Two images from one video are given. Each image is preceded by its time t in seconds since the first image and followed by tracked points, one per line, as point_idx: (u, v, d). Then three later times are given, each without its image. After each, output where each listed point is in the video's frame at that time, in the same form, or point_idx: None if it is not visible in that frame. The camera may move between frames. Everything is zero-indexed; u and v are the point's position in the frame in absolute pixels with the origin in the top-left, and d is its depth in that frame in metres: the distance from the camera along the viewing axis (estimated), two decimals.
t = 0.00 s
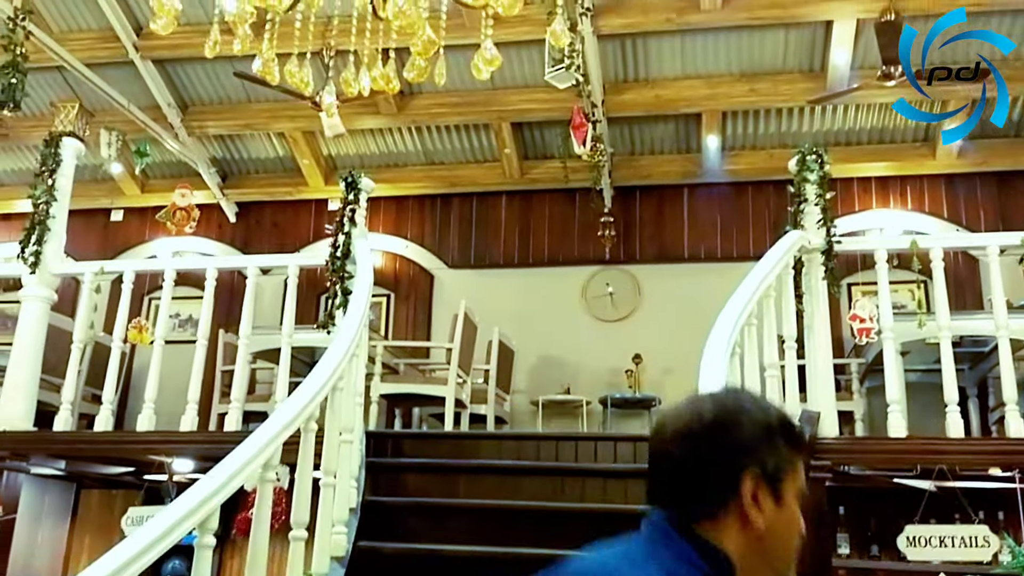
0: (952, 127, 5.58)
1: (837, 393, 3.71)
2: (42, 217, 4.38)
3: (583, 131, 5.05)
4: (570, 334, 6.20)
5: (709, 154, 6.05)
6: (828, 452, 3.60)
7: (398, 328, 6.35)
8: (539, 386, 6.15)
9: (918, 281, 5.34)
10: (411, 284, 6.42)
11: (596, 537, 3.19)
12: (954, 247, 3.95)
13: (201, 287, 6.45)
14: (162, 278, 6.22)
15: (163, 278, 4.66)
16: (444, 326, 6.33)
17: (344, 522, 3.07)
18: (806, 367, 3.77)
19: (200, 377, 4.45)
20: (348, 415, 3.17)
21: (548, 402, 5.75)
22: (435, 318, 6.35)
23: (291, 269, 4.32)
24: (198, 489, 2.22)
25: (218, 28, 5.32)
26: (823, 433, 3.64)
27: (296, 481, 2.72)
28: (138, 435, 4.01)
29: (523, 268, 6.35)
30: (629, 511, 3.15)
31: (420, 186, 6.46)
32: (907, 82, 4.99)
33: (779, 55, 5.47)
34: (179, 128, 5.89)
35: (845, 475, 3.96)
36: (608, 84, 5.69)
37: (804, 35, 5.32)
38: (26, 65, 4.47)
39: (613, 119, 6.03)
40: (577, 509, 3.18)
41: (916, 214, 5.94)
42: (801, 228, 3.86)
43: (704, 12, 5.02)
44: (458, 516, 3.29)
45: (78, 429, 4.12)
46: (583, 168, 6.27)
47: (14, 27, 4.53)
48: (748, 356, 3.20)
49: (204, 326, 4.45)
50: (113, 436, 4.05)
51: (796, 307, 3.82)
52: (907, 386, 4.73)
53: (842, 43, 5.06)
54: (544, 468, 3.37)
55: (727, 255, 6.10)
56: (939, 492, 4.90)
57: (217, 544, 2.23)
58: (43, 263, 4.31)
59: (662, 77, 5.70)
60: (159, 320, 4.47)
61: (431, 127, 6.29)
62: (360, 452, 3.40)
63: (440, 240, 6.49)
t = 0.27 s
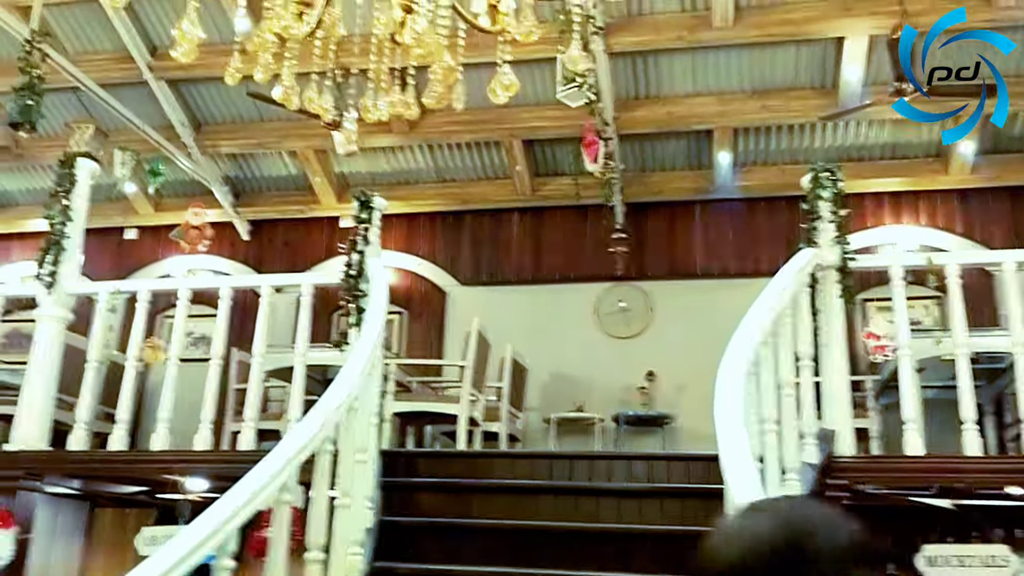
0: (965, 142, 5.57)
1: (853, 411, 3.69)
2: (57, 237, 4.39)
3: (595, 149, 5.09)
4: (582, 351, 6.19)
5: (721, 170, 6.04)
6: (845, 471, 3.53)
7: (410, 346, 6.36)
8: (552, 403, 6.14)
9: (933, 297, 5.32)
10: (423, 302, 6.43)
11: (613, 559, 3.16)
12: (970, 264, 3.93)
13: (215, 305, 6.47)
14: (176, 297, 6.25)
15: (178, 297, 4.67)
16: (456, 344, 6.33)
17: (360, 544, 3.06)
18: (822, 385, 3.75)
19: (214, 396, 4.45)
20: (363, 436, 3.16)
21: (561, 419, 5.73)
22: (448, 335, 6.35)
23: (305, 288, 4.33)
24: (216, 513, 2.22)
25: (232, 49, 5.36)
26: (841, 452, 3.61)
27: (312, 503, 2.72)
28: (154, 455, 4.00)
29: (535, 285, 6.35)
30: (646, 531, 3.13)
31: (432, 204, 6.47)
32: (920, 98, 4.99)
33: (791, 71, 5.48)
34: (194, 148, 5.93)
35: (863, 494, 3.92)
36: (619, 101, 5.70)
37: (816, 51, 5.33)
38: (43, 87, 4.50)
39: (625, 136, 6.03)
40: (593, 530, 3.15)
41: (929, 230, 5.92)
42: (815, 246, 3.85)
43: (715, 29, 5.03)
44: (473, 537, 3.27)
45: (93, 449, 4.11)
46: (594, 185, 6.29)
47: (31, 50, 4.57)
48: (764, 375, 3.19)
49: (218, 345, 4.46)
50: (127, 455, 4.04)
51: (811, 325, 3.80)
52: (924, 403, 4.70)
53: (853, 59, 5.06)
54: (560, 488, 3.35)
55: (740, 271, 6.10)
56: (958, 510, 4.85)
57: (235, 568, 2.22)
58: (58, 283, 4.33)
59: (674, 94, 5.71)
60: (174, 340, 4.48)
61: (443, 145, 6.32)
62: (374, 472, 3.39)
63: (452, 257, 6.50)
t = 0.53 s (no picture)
0: (991, 160, 5.53)
1: (884, 434, 3.65)
2: (88, 265, 4.45)
3: (620, 172, 5.10)
4: (607, 374, 6.18)
5: (745, 191, 6.04)
6: (877, 494, 3.48)
7: (435, 370, 6.37)
8: (577, 426, 6.12)
9: (962, 317, 5.28)
10: (448, 326, 6.45)
11: None
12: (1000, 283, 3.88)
13: (242, 330, 6.52)
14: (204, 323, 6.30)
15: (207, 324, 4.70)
16: (481, 368, 6.34)
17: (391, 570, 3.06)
18: (852, 407, 3.72)
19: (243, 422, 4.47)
20: (394, 461, 3.17)
21: (587, 442, 5.71)
22: (473, 359, 6.36)
23: (332, 314, 4.36)
24: (251, 540, 2.24)
25: (258, 78, 5.43)
26: (873, 475, 3.57)
27: (344, 530, 2.72)
28: (184, 481, 4.02)
29: (559, 308, 6.36)
30: (679, 556, 3.11)
31: (455, 229, 6.50)
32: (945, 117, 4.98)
33: (814, 92, 5.47)
34: (221, 176, 6.01)
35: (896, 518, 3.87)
36: (642, 124, 5.72)
37: (839, 71, 5.32)
38: (74, 118, 4.57)
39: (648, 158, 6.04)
40: (625, 555, 3.12)
41: (958, 249, 5.87)
42: (843, 267, 3.82)
43: (738, 51, 5.04)
44: (504, 563, 3.26)
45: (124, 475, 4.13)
46: (618, 208, 6.30)
47: (62, 82, 4.64)
48: (794, 399, 3.17)
49: (247, 371, 4.49)
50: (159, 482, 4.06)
51: (841, 347, 3.77)
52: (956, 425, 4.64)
53: (875, 80, 5.09)
54: (590, 513, 3.32)
55: (766, 292, 6.07)
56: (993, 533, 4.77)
57: None
58: (90, 311, 4.37)
59: (697, 116, 5.71)
60: (204, 366, 4.51)
61: (466, 169, 6.35)
62: (405, 498, 3.39)
63: (476, 281, 6.52)
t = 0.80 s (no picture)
0: (1015, 175, 5.48)
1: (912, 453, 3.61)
2: (115, 290, 4.49)
3: (641, 192, 5.10)
4: (630, 393, 6.16)
5: (766, 209, 6.04)
6: (906, 515, 3.45)
7: (457, 391, 6.38)
8: (600, 446, 6.09)
9: (989, 333, 5.23)
10: (469, 346, 6.46)
11: None
12: None
13: (266, 353, 6.55)
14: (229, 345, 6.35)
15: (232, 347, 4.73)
16: (504, 388, 6.34)
17: None
18: (879, 427, 3.68)
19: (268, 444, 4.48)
20: (419, 483, 3.17)
21: (611, 462, 5.69)
22: (495, 380, 6.36)
23: (355, 336, 4.37)
24: (279, 565, 2.24)
25: (281, 103, 5.49)
26: (902, 495, 3.51)
27: (371, 553, 2.72)
28: (210, 503, 4.03)
29: (581, 328, 6.35)
30: None
31: (477, 250, 6.52)
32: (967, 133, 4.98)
33: (834, 109, 5.46)
34: (244, 200, 6.07)
35: (926, 538, 3.83)
36: (662, 143, 5.73)
37: (860, 88, 5.30)
38: (101, 145, 4.63)
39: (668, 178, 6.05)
40: None
41: (985, 266, 5.82)
42: (868, 285, 3.79)
43: (757, 70, 5.05)
44: None
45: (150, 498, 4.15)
46: (639, 227, 6.30)
47: (88, 109, 4.71)
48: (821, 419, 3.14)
49: (272, 394, 4.50)
50: (184, 504, 4.07)
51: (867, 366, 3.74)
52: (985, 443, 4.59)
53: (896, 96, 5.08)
54: (615, 534, 3.30)
55: (789, 310, 6.05)
56: None
57: None
58: (116, 335, 4.40)
59: (717, 134, 5.72)
60: (228, 389, 4.53)
61: (487, 191, 6.38)
62: (430, 521, 3.39)
63: (498, 302, 6.53)
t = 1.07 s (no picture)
0: None
1: (928, 478, 3.58)
2: (132, 317, 4.51)
3: (653, 217, 5.12)
4: (643, 418, 6.15)
5: (778, 233, 6.05)
6: (924, 540, 3.40)
7: (471, 416, 6.38)
8: (614, 471, 6.08)
9: (1004, 356, 5.21)
10: (482, 371, 6.47)
11: None
12: None
13: (280, 379, 6.58)
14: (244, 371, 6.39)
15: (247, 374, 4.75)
16: (517, 413, 6.33)
17: None
18: (895, 450, 3.67)
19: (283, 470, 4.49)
20: (433, 510, 3.17)
21: (625, 488, 5.67)
22: (508, 405, 6.36)
23: (369, 362, 4.38)
24: None
25: (295, 132, 5.55)
26: (920, 520, 3.47)
27: None
28: (226, 530, 4.04)
29: (594, 352, 6.36)
30: None
31: (489, 275, 6.56)
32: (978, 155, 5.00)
33: (845, 134, 5.48)
34: (260, 227, 6.13)
35: (944, 565, 3.79)
36: (673, 167, 5.76)
37: (870, 112, 5.32)
38: (119, 174, 4.69)
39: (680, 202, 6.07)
40: None
41: (996, 287, 5.82)
42: (882, 308, 3.78)
43: (767, 96, 5.08)
44: None
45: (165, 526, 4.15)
46: (651, 251, 6.32)
47: (107, 139, 4.77)
48: (837, 444, 3.13)
49: (288, 420, 4.52)
50: (200, 531, 4.08)
51: (882, 390, 3.72)
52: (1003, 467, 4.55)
53: (907, 120, 5.08)
54: (629, 560, 3.25)
55: (802, 333, 6.04)
56: None
57: None
58: (132, 362, 4.43)
59: (728, 159, 5.75)
60: (243, 415, 4.54)
61: (499, 216, 6.42)
62: (445, 548, 3.38)
63: (511, 327, 6.55)
